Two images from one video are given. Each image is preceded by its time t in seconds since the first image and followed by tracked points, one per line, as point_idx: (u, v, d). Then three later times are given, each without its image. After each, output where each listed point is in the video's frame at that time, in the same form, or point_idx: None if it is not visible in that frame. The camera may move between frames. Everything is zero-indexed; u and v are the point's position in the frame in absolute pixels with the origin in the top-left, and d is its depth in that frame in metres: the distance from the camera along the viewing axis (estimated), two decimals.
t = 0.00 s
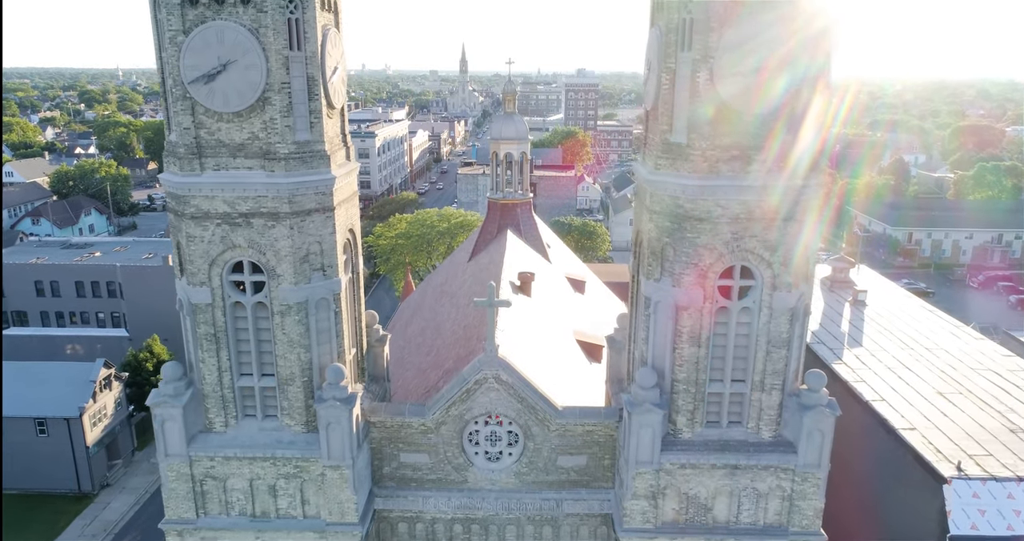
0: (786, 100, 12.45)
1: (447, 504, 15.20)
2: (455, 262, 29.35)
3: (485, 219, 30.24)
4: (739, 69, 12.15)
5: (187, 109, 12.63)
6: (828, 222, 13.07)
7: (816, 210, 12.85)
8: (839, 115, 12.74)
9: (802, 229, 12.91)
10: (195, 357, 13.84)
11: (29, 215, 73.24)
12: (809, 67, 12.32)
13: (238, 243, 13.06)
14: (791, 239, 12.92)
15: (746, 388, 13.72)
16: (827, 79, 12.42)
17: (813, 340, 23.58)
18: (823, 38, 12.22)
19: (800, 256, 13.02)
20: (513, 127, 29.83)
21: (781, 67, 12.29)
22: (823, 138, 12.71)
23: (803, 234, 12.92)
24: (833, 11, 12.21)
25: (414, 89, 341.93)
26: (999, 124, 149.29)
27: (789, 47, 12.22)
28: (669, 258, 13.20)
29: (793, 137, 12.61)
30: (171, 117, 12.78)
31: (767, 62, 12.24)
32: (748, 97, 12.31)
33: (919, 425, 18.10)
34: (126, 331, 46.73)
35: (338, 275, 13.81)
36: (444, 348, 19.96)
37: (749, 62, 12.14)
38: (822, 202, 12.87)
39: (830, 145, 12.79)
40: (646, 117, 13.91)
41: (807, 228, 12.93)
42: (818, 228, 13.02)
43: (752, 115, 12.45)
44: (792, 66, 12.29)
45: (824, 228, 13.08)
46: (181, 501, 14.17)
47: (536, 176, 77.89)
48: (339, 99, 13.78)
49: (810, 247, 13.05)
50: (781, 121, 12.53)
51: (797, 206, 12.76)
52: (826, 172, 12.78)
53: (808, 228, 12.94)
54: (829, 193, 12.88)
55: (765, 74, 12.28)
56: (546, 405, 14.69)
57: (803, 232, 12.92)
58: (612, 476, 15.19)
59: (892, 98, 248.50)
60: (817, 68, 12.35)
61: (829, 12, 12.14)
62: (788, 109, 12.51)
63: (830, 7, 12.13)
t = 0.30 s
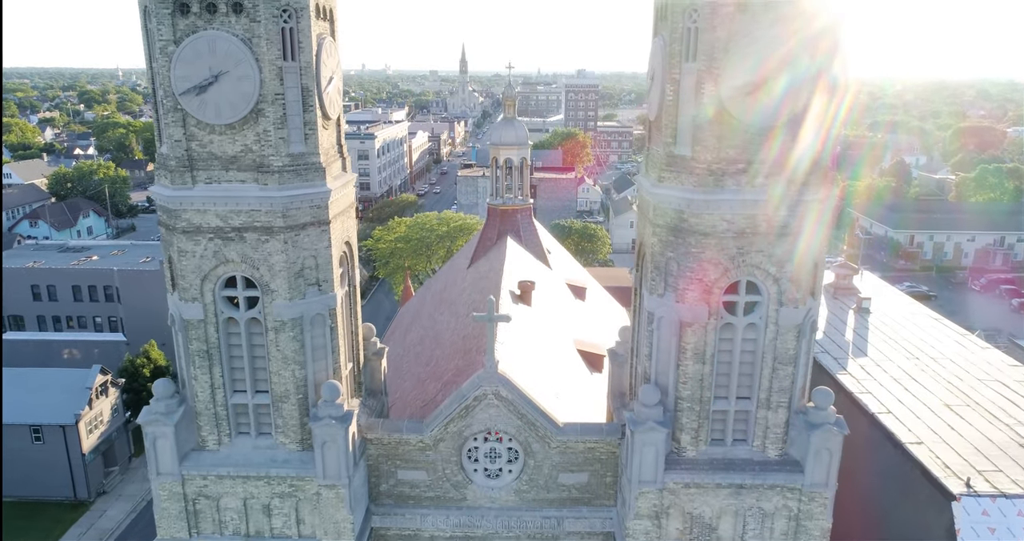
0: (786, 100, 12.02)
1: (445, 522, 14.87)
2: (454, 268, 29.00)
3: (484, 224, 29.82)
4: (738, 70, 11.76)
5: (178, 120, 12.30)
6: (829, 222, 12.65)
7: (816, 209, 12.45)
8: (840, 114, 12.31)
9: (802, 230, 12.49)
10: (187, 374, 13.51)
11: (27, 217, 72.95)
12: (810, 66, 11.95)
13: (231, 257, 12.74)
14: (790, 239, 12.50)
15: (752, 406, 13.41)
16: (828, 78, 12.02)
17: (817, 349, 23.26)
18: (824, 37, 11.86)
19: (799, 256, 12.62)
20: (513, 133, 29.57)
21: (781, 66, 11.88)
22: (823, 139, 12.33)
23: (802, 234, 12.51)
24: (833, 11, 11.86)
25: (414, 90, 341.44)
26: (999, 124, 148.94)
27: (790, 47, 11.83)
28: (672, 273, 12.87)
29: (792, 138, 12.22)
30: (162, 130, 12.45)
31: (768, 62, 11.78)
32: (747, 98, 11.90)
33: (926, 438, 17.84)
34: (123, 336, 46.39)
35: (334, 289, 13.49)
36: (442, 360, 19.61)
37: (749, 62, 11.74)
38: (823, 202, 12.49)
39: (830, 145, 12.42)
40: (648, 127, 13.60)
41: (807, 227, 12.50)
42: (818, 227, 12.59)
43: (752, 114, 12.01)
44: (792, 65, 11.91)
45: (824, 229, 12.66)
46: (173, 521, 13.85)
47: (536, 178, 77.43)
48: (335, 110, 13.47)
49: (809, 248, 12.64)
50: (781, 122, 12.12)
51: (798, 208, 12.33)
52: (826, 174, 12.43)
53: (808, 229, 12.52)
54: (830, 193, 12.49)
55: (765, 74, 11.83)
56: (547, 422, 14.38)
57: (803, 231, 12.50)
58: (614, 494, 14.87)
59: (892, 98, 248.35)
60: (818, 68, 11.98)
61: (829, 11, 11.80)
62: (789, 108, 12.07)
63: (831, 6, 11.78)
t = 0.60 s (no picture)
0: (786, 100, 11.61)
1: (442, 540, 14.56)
2: (453, 274, 28.66)
3: (484, 230, 29.47)
4: (737, 73, 11.47)
5: (168, 132, 12.00)
6: (829, 222, 12.22)
7: (816, 210, 12.05)
8: (841, 113, 11.86)
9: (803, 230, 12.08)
10: (179, 390, 13.21)
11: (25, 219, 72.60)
12: (810, 66, 11.53)
13: (223, 272, 12.44)
14: (789, 240, 12.12)
15: (757, 423, 13.10)
16: (829, 78, 11.58)
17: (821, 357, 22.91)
18: (825, 37, 11.46)
19: (799, 257, 12.21)
20: (513, 137, 29.13)
21: (781, 67, 11.52)
22: (823, 139, 11.91)
23: (802, 234, 12.08)
24: (835, 10, 11.47)
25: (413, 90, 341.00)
26: (1000, 125, 148.49)
27: (789, 47, 11.47)
28: (675, 287, 12.56)
29: (792, 137, 11.83)
30: (152, 141, 12.15)
31: (767, 62, 11.44)
32: (746, 103, 11.58)
33: (932, 452, 17.53)
34: (120, 340, 46.09)
35: (329, 304, 13.19)
36: (440, 371, 19.33)
37: (747, 64, 11.44)
38: (822, 202, 12.11)
39: (830, 145, 11.98)
40: (651, 138, 13.29)
41: (807, 227, 12.07)
42: (818, 228, 12.17)
43: (751, 115, 11.63)
44: (792, 65, 11.52)
45: (824, 229, 12.24)
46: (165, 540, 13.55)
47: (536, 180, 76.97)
48: (329, 120, 13.17)
49: (809, 249, 12.21)
50: (781, 122, 11.69)
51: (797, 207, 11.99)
52: (825, 174, 12.08)
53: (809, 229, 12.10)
54: (829, 194, 12.12)
55: (765, 75, 11.49)
56: (547, 438, 14.08)
57: (802, 231, 12.08)
58: (615, 511, 14.56)
59: (892, 98, 247.85)
60: (819, 67, 11.53)
61: (832, 14, 11.44)
62: (788, 108, 11.66)
63: (831, 5, 11.40)
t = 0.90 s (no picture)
0: (786, 100, 11.21)
1: None
2: (451, 281, 28.31)
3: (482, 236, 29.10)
4: (737, 77, 11.15)
5: (156, 145, 11.67)
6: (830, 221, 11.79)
7: (815, 210, 11.68)
8: (841, 113, 11.44)
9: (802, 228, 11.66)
10: (168, 409, 12.89)
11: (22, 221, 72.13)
12: (810, 66, 11.14)
13: (213, 288, 12.11)
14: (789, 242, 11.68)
15: (760, 442, 12.78)
16: (830, 78, 11.18)
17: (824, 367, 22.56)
18: (826, 37, 11.04)
19: (799, 257, 11.79)
20: (512, 143, 28.84)
21: (781, 66, 11.16)
22: (824, 139, 11.47)
23: (802, 232, 11.66)
24: (837, 10, 11.05)
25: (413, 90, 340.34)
26: (1001, 126, 147.85)
27: (789, 47, 11.10)
28: (677, 303, 12.23)
29: (792, 136, 11.39)
30: (140, 154, 11.83)
31: (766, 63, 11.10)
32: (746, 108, 11.23)
33: (938, 467, 17.20)
34: (117, 344, 45.75)
35: (322, 320, 12.85)
36: (437, 384, 18.95)
37: (746, 66, 11.12)
38: (823, 201, 11.70)
39: (830, 143, 11.50)
40: (652, 151, 12.97)
41: (807, 227, 11.67)
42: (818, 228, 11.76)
43: (750, 115, 11.25)
44: (792, 65, 11.15)
45: (825, 228, 11.80)
46: None
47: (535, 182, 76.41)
48: (322, 131, 12.82)
49: (809, 248, 11.77)
50: (781, 121, 11.28)
51: (797, 205, 11.63)
52: (826, 174, 11.60)
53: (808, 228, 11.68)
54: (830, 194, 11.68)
55: (764, 75, 11.14)
56: (546, 456, 13.76)
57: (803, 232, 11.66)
58: (616, 530, 14.23)
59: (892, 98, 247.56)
60: (820, 67, 11.13)
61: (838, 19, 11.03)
62: (788, 107, 11.26)
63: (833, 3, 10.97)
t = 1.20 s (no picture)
0: (786, 102, 10.76)
1: None
2: (450, 287, 27.96)
3: (480, 242, 28.73)
4: (735, 83, 10.77)
5: (143, 158, 11.35)
6: (831, 224, 11.38)
7: (816, 214, 11.28)
8: (843, 112, 10.96)
9: (800, 228, 11.28)
10: (156, 428, 12.56)
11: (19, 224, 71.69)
12: (810, 65, 10.65)
13: (202, 305, 11.79)
14: (789, 246, 11.26)
15: (764, 462, 12.46)
16: (831, 77, 10.71)
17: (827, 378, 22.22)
18: (828, 36, 10.57)
19: (800, 265, 11.39)
20: (510, 148, 28.47)
21: (780, 66, 10.68)
22: (824, 139, 10.99)
23: (803, 237, 11.27)
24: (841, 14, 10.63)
25: (413, 90, 340.09)
26: (1001, 127, 147.47)
27: (788, 47, 10.63)
28: (679, 320, 11.90)
29: (792, 137, 10.93)
30: (126, 168, 11.51)
31: (765, 65, 10.67)
32: (745, 114, 10.84)
33: (944, 482, 16.89)
34: (113, 349, 45.43)
35: (314, 336, 12.52)
36: (434, 396, 18.62)
37: (744, 70, 10.71)
38: (823, 202, 11.27)
39: (831, 143, 11.03)
40: (654, 163, 12.64)
41: (807, 231, 11.30)
42: (820, 231, 11.36)
43: (750, 123, 10.85)
44: (792, 64, 10.66)
45: (827, 231, 11.37)
46: None
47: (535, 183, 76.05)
48: (313, 142, 12.47)
49: (811, 254, 11.35)
50: (781, 124, 10.83)
51: (796, 207, 11.22)
52: (828, 177, 11.15)
53: (806, 228, 11.30)
54: (832, 197, 11.24)
55: (762, 78, 10.71)
56: (544, 475, 13.43)
57: (803, 236, 11.28)
58: None
59: (892, 98, 246.95)
60: (821, 66, 10.65)
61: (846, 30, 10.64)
62: (787, 108, 10.79)
63: (833, 3, 10.51)
